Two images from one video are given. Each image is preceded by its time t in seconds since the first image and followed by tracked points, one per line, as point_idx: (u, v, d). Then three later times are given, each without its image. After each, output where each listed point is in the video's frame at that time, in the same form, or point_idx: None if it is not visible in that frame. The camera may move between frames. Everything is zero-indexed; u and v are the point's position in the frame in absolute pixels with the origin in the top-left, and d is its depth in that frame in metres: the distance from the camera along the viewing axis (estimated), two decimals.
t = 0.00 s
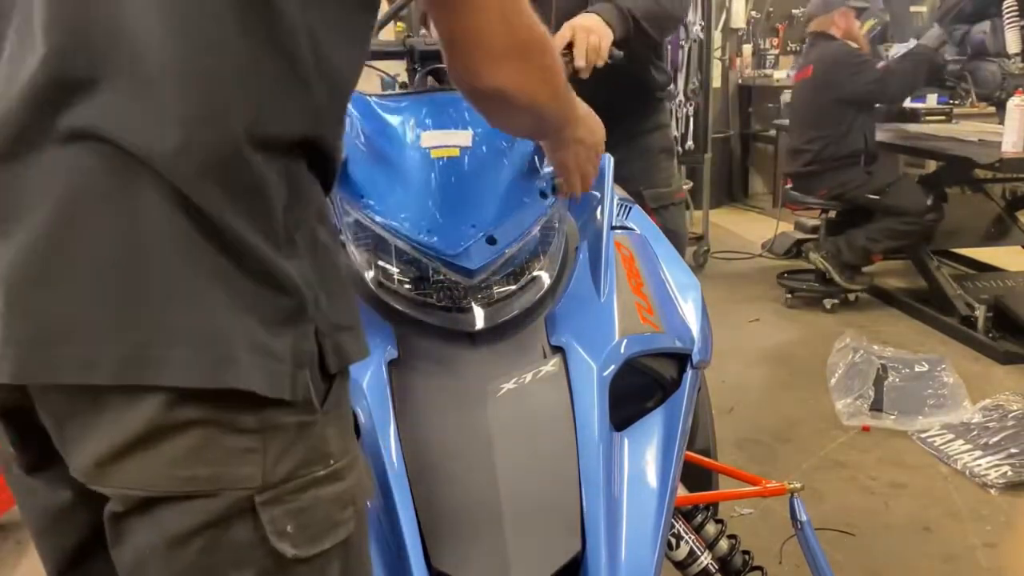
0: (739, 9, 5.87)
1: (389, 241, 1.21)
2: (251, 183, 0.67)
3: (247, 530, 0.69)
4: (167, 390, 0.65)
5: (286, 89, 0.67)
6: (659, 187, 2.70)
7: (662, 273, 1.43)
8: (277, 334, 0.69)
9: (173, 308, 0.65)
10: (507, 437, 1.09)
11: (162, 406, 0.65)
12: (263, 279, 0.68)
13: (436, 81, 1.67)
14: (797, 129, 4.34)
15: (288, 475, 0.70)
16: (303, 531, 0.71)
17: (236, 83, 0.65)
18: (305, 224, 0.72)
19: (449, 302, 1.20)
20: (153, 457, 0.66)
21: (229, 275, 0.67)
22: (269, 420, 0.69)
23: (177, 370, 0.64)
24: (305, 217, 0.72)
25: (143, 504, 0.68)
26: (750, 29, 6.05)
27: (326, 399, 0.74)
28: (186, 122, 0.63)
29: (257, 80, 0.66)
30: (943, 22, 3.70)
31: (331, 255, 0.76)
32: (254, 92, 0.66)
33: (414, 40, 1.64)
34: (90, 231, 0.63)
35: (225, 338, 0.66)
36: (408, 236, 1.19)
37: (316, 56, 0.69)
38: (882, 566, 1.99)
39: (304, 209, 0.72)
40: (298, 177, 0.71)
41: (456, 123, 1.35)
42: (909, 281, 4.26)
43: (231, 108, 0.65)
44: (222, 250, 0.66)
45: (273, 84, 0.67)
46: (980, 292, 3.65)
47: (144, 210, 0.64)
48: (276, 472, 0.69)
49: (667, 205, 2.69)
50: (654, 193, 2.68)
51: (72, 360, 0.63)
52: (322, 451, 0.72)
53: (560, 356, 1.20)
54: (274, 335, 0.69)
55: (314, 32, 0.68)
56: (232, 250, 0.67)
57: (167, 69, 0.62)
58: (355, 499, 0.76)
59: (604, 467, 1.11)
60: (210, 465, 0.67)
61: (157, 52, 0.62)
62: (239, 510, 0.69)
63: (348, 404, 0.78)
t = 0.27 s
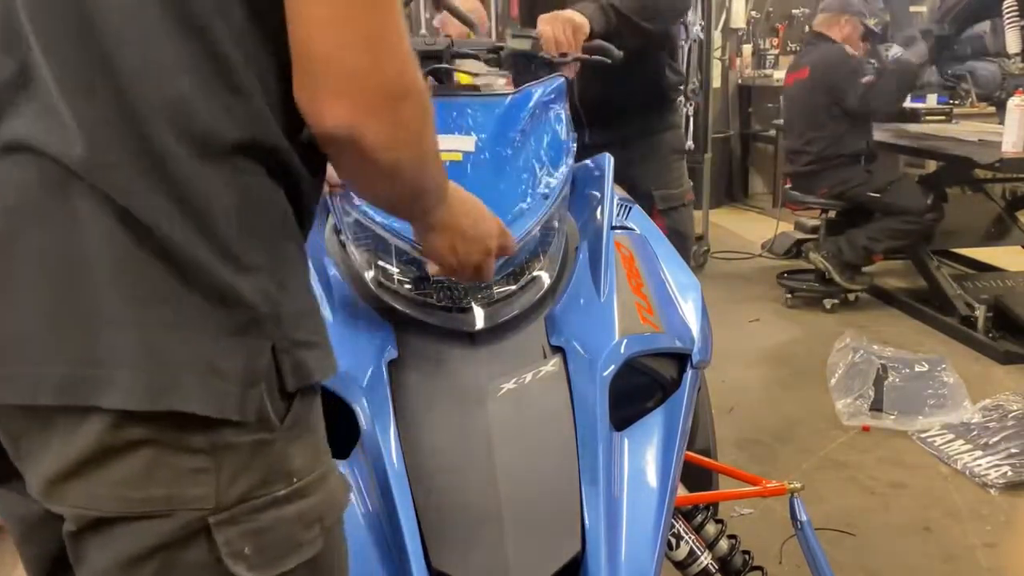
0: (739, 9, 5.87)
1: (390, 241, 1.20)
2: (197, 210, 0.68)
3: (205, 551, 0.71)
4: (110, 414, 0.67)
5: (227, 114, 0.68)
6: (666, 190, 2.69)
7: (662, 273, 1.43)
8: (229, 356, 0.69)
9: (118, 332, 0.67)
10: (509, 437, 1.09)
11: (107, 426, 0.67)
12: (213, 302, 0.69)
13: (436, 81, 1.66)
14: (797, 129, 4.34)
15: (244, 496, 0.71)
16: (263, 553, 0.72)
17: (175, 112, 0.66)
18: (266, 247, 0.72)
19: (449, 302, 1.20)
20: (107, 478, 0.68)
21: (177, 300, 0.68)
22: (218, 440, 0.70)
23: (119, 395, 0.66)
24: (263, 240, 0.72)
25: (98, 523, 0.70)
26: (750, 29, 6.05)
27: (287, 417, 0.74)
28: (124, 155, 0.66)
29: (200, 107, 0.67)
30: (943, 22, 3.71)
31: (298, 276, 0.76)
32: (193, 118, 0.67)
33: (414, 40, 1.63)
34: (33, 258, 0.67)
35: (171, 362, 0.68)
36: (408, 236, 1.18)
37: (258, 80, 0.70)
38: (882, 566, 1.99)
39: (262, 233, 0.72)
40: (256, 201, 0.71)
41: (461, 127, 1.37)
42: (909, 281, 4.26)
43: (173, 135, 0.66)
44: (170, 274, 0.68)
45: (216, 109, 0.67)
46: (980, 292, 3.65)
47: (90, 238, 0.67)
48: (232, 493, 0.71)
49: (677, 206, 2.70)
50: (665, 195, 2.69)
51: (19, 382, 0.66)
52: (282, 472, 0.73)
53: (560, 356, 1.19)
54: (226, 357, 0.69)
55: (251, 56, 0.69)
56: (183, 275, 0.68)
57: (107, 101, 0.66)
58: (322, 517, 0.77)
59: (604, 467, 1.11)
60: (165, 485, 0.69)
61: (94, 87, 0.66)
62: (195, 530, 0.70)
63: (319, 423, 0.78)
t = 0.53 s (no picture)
0: (739, 9, 5.86)
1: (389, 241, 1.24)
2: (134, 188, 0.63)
3: (172, 551, 0.66)
4: (52, 407, 0.63)
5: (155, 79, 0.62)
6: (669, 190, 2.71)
7: (662, 273, 1.43)
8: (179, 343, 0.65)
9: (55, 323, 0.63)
10: (509, 436, 1.09)
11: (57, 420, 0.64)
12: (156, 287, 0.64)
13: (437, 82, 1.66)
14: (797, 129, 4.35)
15: (208, 494, 0.66)
16: (231, 552, 0.66)
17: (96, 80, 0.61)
18: (216, 228, 0.67)
19: (449, 302, 1.21)
20: (61, 476, 0.65)
21: (115, 285, 0.64)
22: (173, 435, 0.65)
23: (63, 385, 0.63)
24: (214, 218, 0.66)
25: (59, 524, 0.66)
26: (750, 29, 6.05)
27: (252, 413, 0.68)
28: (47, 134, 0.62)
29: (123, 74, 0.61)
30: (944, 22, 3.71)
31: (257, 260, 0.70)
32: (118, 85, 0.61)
33: (415, 40, 1.64)
34: None
35: (111, 352, 0.63)
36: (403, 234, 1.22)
37: (184, 41, 0.63)
38: (881, 566, 1.99)
39: (209, 212, 0.66)
40: (201, 178, 0.65)
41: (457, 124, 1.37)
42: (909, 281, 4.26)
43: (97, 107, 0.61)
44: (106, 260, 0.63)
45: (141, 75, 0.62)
46: (980, 292, 3.65)
47: (26, 225, 0.63)
48: (192, 492, 0.65)
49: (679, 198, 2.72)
50: (667, 186, 2.69)
51: None
52: (249, 469, 0.68)
53: (560, 356, 1.19)
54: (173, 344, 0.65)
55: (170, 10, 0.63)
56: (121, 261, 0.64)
57: (30, 77, 0.62)
58: (297, 515, 0.72)
59: (604, 467, 1.11)
60: (123, 482, 0.64)
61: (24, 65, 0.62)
62: (158, 531, 0.65)
63: (291, 418, 0.73)
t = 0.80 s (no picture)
0: (739, 9, 5.86)
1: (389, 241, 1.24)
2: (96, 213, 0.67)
3: (144, 556, 0.71)
4: (23, 417, 0.68)
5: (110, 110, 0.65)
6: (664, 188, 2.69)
7: (662, 273, 1.43)
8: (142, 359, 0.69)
9: (21, 339, 0.68)
10: (509, 436, 1.09)
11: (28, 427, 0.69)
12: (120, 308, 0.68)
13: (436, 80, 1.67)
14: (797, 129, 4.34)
15: (176, 499, 0.70)
16: (201, 557, 0.71)
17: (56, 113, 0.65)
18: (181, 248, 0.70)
19: (449, 302, 1.21)
20: (38, 480, 0.70)
21: (81, 304, 0.68)
22: (138, 444, 0.69)
23: (32, 398, 0.68)
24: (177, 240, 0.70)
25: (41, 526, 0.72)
26: (750, 29, 6.04)
27: (220, 421, 0.72)
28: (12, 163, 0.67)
29: (80, 106, 0.65)
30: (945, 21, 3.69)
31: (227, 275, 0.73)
32: (74, 118, 0.65)
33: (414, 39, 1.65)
34: None
35: (75, 367, 0.68)
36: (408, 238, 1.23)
37: (139, 72, 0.66)
38: (882, 566, 1.99)
39: (172, 234, 0.69)
40: (161, 202, 0.68)
41: (461, 125, 1.37)
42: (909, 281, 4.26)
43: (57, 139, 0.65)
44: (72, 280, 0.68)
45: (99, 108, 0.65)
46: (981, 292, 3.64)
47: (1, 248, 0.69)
48: (160, 497, 0.70)
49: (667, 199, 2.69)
50: (654, 188, 2.69)
51: None
52: (217, 475, 0.72)
53: (561, 356, 1.19)
54: (136, 359, 0.69)
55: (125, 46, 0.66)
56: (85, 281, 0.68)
57: None
58: (270, 519, 0.76)
59: (604, 467, 1.11)
60: (93, 488, 0.69)
61: None
62: (129, 535, 0.70)
63: (268, 424, 0.77)
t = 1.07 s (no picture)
0: (739, 9, 5.86)
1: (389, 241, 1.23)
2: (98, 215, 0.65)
3: (146, 566, 0.69)
4: (25, 425, 0.66)
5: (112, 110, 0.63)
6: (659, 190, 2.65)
7: (663, 274, 1.43)
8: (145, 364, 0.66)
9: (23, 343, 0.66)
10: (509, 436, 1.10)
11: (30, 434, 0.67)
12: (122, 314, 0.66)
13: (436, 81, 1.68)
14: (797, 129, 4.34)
15: (179, 510, 0.68)
16: (204, 568, 0.69)
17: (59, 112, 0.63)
18: (187, 250, 0.67)
19: (449, 302, 1.21)
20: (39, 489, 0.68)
21: (83, 307, 0.66)
22: (142, 452, 0.67)
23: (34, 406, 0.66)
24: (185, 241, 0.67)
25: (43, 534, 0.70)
26: (749, 29, 6.04)
27: (225, 430, 0.70)
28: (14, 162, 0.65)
29: (82, 104, 0.62)
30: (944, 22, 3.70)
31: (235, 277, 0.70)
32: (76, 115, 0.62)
33: (413, 40, 1.67)
34: None
35: (76, 374, 0.66)
36: (409, 239, 1.22)
37: (144, 69, 0.63)
38: (882, 565, 1.99)
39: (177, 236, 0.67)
40: (163, 205, 0.66)
41: (465, 132, 1.36)
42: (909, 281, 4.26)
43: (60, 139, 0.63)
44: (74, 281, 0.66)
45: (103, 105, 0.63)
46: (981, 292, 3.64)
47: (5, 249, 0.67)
48: (163, 508, 0.68)
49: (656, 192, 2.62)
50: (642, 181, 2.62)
51: None
52: (221, 486, 0.70)
53: (560, 356, 1.19)
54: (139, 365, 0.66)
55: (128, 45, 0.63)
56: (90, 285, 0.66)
57: None
58: (276, 530, 0.73)
59: (604, 467, 1.11)
60: (95, 496, 0.67)
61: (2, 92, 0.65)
62: (131, 544, 0.68)
63: (276, 433, 0.74)
